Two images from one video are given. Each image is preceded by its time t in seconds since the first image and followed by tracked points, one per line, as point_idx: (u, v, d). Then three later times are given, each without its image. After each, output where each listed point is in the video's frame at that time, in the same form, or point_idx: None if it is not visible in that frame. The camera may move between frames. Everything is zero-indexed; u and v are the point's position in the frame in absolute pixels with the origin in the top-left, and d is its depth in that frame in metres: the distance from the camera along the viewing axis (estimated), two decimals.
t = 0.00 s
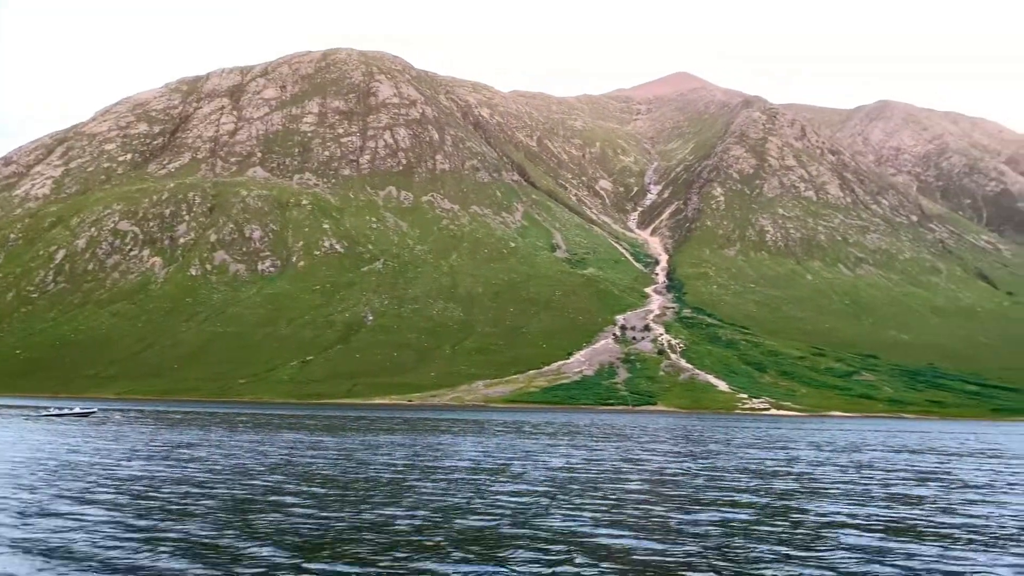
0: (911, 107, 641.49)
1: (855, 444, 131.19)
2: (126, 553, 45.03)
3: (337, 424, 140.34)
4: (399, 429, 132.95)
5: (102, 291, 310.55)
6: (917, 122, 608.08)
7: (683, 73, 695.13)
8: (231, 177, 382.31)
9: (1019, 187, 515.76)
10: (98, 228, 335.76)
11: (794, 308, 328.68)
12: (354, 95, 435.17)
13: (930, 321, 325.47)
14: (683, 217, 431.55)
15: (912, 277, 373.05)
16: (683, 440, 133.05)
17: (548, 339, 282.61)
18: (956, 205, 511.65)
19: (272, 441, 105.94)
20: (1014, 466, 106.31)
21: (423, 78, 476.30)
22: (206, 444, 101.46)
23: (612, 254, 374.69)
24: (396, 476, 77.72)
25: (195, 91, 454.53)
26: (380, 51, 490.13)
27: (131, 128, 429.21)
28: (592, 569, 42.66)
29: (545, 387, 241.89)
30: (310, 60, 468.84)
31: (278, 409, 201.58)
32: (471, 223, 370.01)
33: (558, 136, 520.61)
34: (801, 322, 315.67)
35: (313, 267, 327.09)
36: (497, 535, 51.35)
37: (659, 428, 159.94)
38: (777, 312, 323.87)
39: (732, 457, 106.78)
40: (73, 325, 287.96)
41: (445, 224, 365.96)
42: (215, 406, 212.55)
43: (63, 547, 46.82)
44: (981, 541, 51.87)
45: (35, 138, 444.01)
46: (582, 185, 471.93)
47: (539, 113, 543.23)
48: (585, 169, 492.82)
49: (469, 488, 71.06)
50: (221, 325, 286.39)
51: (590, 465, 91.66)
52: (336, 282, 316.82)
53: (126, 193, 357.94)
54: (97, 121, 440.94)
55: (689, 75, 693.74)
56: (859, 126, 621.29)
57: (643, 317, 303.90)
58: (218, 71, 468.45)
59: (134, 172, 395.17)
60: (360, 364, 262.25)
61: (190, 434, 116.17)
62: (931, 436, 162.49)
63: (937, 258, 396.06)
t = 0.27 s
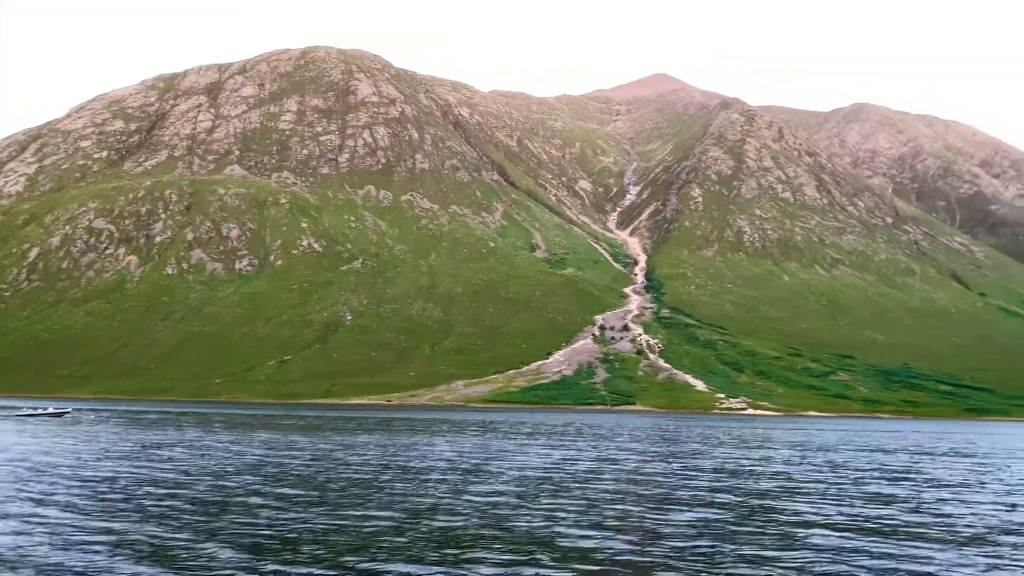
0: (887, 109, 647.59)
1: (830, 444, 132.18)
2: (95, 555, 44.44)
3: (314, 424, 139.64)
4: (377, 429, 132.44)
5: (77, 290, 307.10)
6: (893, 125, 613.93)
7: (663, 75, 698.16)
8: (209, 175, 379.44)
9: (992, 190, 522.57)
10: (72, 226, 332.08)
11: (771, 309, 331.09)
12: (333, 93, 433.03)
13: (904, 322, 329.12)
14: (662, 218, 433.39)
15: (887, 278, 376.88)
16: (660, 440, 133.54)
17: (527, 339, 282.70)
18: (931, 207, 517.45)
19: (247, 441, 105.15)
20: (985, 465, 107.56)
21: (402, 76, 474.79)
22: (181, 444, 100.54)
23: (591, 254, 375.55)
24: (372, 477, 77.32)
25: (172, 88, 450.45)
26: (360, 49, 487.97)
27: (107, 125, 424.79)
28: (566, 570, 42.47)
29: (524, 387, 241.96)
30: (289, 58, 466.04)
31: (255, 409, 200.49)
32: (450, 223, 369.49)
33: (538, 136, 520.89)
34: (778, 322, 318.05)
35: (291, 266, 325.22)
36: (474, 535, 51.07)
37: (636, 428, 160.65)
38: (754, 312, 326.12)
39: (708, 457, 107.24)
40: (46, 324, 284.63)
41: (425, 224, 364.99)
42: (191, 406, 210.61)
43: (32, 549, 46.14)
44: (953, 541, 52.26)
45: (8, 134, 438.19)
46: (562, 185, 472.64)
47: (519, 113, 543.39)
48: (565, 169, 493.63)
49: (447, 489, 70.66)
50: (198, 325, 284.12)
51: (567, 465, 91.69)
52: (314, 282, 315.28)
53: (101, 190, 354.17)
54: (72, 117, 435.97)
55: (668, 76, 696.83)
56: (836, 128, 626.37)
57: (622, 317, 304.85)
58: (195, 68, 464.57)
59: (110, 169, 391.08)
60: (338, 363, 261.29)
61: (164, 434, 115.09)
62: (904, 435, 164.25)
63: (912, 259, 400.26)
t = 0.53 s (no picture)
0: (867, 111, 652.49)
1: (811, 445, 132.99)
2: (73, 556, 43.90)
3: (297, 424, 138.97)
4: (359, 430, 131.95)
5: (56, 289, 304.14)
6: (874, 127, 618.51)
7: (646, 76, 700.61)
8: (190, 173, 376.98)
9: (971, 193, 528.03)
10: (51, 225, 328.84)
11: (753, 309, 332.84)
12: (316, 92, 431.18)
13: (884, 322, 331.86)
14: (645, 218, 434.71)
15: (868, 279, 379.80)
16: (642, 440, 133.86)
17: (510, 340, 282.57)
18: (910, 209, 521.98)
19: (228, 442, 104.45)
20: (963, 465, 108.53)
21: (386, 76, 473.51)
22: (161, 445, 99.74)
23: (575, 254, 376.12)
24: (354, 477, 77.02)
25: (154, 85, 447.07)
26: (343, 48, 486.15)
27: (86, 123, 421.02)
28: (549, 571, 42.22)
29: (507, 388, 241.89)
30: (272, 56, 463.69)
31: (236, 409, 199.54)
32: (434, 223, 368.96)
33: (522, 136, 520.91)
34: (760, 323, 319.72)
35: (273, 266, 323.65)
36: (456, 536, 50.78)
37: (618, 428, 160.97)
38: (736, 313, 327.67)
39: (690, 457, 107.51)
40: (24, 323, 281.67)
41: (408, 224, 364.18)
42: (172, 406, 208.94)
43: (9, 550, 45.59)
44: (933, 541, 52.55)
45: None
46: (546, 186, 473.05)
47: (502, 113, 543.34)
48: (548, 169, 494.07)
49: (428, 490, 70.32)
50: (179, 325, 282.09)
51: (549, 465, 91.62)
52: (297, 281, 313.86)
53: (81, 188, 350.97)
54: (51, 114, 431.81)
55: (652, 78, 699.22)
56: (817, 130, 630.47)
57: (605, 318, 305.48)
58: (177, 66, 461.29)
59: (90, 167, 387.63)
60: (320, 363, 260.38)
61: (145, 434, 114.10)
62: (884, 435, 165.51)
63: (892, 261, 403.60)
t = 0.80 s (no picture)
0: (851, 114, 656.64)
1: (794, 445, 134.02)
2: (57, 558, 43.79)
3: (283, 425, 138.68)
4: (345, 431, 131.67)
5: (37, 289, 301.52)
6: (857, 130, 622.59)
7: (631, 78, 702.89)
8: (175, 173, 374.88)
9: (953, 195, 532.37)
10: (33, 224, 326.15)
11: (737, 311, 334.53)
12: (301, 92, 429.67)
13: (867, 324, 334.45)
14: (631, 220, 435.97)
15: (851, 280, 382.49)
16: (627, 440, 134.24)
17: (496, 340, 282.68)
18: (893, 211, 525.93)
19: (214, 443, 104.00)
20: (942, 465, 109.64)
21: (372, 76, 472.48)
22: (146, 446, 99.28)
23: (561, 255, 376.69)
24: (340, 478, 77.03)
25: (137, 84, 444.31)
26: (329, 47, 484.58)
27: (69, 121, 417.83)
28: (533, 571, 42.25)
29: (492, 388, 241.97)
30: (257, 55, 461.77)
31: (220, 409, 198.92)
32: (420, 223, 368.54)
33: (508, 137, 521.03)
34: (744, 324, 321.38)
35: (258, 266, 322.43)
36: (441, 536, 50.74)
37: (602, 428, 161.45)
38: (721, 314, 329.23)
39: (675, 457, 107.98)
40: (6, 323, 279.24)
41: (394, 224, 363.54)
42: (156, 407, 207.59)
43: None
44: (915, 542, 53.02)
45: None
46: (532, 187, 473.57)
47: (489, 114, 543.36)
48: (535, 170, 494.59)
49: (413, 491, 70.28)
50: (163, 325, 280.46)
51: (536, 466, 91.79)
52: (282, 281, 312.78)
53: (63, 187, 348.24)
54: (34, 113, 428.26)
55: (637, 80, 701.28)
56: (802, 133, 634.12)
57: (591, 318, 306.22)
58: (161, 65, 458.56)
59: (72, 166, 384.64)
60: (305, 363, 259.80)
61: (128, 435, 113.38)
62: (865, 435, 166.90)
63: (875, 263, 406.54)
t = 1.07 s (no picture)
0: (835, 118, 660.80)
1: (778, 447, 134.80)
2: (39, 561, 43.57)
3: (267, 427, 138.18)
4: (330, 432, 131.32)
5: (19, 289, 299.06)
6: (841, 134, 626.53)
7: (617, 81, 705.10)
8: (159, 173, 372.89)
9: (935, 199, 536.73)
10: (15, 224, 323.46)
11: (722, 312, 336.03)
12: (286, 92, 428.31)
13: (851, 326, 336.66)
14: (617, 222, 437.08)
15: (835, 282, 384.94)
16: (613, 442, 134.52)
17: (481, 342, 282.61)
18: (877, 214, 529.69)
19: (198, 445, 103.48)
20: (926, 466, 110.48)
21: (358, 77, 471.51)
22: (130, 448, 98.70)
23: (547, 257, 377.20)
24: (324, 480, 76.86)
25: (121, 84, 441.67)
26: (315, 48, 483.30)
27: (52, 121, 414.82)
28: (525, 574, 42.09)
29: (478, 390, 241.92)
30: (243, 56, 459.96)
31: (203, 411, 198.11)
32: (406, 225, 368.07)
33: (495, 138, 521.25)
34: (729, 327, 322.64)
35: (242, 267, 321.13)
36: (430, 540, 50.50)
37: (588, 430, 161.76)
38: (706, 316, 330.53)
39: (659, 459, 108.33)
40: None
41: (380, 225, 362.95)
42: (139, 408, 206.29)
43: None
44: (903, 544, 53.29)
45: None
46: (518, 189, 473.92)
47: (475, 115, 543.34)
48: (521, 172, 494.97)
49: (401, 493, 70.03)
50: (146, 326, 278.81)
51: (521, 468, 91.87)
52: (266, 282, 311.54)
53: (46, 187, 345.55)
54: (16, 112, 424.91)
55: (623, 83, 703.68)
56: (786, 136, 637.99)
57: (577, 320, 306.82)
58: (146, 65, 455.96)
59: (55, 166, 381.74)
60: (290, 365, 258.92)
61: (111, 437, 112.68)
62: (849, 437, 167.99)
63: (859, 265, 409.36)
